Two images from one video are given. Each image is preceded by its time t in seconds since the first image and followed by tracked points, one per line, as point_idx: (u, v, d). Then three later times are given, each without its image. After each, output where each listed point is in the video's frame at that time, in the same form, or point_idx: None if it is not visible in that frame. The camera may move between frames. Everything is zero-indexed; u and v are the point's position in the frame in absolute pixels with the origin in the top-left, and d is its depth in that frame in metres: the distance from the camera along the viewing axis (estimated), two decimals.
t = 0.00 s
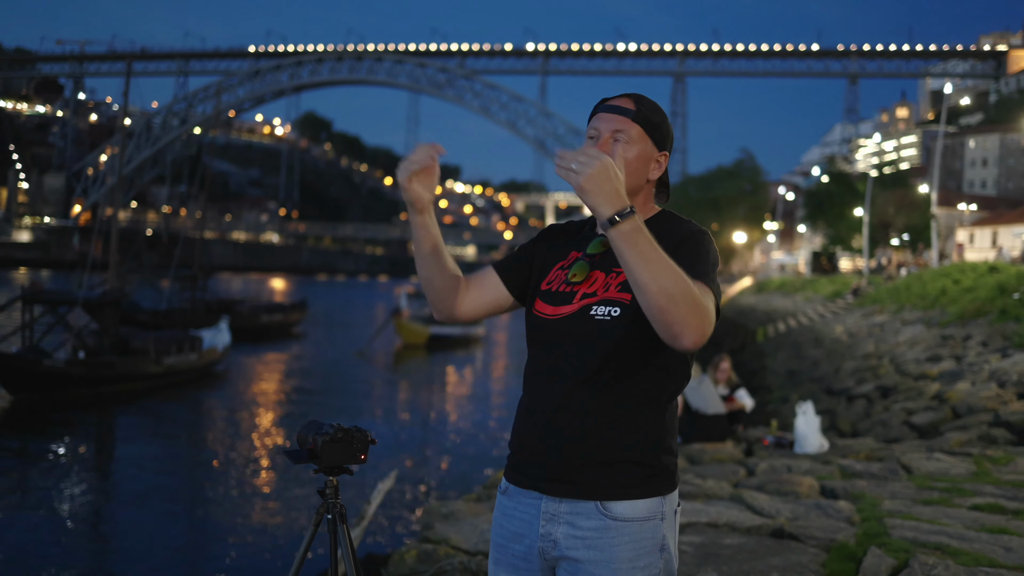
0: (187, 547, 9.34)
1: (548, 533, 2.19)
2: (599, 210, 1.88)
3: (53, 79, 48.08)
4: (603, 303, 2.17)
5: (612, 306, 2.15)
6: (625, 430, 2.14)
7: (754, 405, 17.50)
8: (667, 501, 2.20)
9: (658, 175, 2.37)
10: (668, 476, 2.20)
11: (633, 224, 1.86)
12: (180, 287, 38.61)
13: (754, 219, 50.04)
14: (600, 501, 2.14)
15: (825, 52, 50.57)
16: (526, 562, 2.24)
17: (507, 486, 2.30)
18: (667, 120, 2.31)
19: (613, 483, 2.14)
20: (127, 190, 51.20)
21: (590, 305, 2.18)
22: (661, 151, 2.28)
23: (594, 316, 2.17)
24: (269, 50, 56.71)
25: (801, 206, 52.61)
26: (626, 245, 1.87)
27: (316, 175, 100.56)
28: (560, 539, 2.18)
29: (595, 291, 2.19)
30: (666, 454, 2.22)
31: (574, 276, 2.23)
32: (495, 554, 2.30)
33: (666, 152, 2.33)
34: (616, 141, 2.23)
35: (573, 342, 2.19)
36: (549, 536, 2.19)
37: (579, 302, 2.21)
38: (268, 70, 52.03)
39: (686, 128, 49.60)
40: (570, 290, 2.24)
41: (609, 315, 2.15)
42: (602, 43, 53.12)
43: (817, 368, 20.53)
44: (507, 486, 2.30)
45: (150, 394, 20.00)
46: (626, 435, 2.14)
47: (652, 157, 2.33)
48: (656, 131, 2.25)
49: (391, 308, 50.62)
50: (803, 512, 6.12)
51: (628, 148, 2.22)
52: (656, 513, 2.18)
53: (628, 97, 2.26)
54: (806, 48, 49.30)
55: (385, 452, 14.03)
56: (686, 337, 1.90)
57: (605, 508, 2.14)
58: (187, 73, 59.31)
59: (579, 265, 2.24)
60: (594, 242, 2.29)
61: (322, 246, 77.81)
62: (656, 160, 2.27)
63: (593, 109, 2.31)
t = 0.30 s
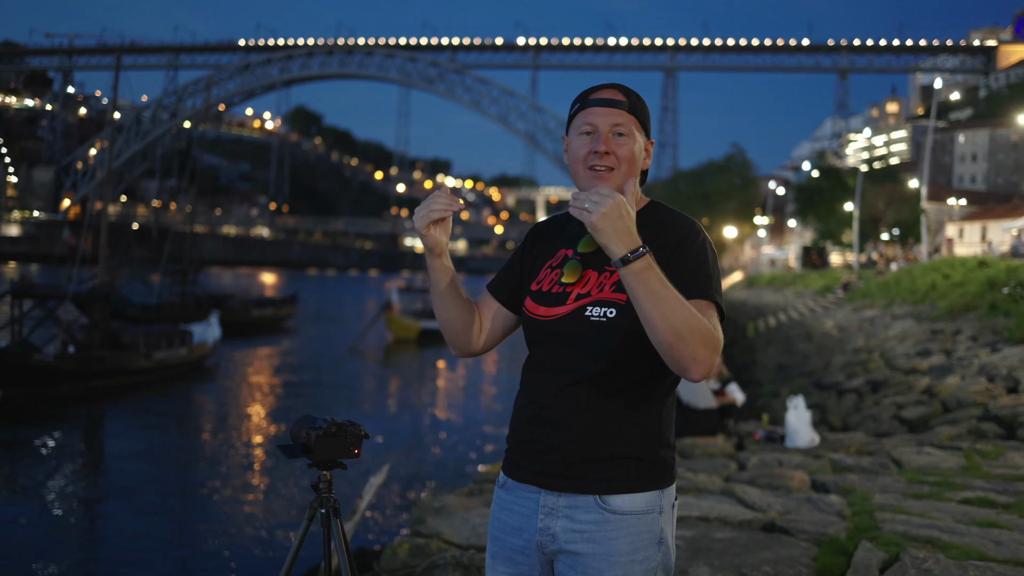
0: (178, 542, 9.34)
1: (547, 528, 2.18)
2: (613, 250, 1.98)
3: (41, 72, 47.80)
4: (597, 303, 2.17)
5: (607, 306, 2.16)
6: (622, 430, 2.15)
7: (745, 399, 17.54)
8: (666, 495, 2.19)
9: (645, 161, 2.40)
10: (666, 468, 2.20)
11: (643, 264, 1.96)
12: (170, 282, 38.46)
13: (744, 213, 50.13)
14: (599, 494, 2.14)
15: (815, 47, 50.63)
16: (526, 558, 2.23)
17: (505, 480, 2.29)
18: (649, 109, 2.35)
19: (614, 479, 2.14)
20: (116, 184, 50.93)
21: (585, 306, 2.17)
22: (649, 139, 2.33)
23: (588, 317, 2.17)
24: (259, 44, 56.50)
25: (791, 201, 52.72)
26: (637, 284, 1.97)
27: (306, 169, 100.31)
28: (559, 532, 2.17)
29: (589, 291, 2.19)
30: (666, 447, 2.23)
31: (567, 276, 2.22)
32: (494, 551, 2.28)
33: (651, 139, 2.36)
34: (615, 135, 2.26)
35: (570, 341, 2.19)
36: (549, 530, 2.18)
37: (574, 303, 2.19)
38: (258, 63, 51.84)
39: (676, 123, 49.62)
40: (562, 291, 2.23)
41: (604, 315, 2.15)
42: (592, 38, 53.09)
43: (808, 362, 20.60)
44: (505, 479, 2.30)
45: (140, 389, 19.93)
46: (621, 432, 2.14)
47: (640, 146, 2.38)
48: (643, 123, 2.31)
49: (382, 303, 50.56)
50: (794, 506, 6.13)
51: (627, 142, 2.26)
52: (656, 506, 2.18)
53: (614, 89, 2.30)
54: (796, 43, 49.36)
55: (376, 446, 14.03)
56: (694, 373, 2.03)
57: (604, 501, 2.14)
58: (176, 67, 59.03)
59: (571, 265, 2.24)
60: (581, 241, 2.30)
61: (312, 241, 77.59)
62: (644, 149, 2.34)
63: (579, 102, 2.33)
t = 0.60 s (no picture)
0: (174, 539, 9.31)
1: (560, 527, 2.19)
2: (625, 271, 1.98)
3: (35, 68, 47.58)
4: (597, 306, 2.17)
5: (607, 309, 2.16)
6: (630, 428, 2.15)
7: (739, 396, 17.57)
8: (676, 489, 2.21)
9: (627, 156, 2.41)
10: (675, 462, 2.21)
11: (657, 282, 1.97)
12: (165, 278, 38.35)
13: (739, 210, 50.15)
14: (613, 491, 2.15)
15: (810, 44, 50.64)
16: (535, 558, 2.23)
17: (511, 481, 2.29)
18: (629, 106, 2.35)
19: (625, 479, 2.15)
20: (110, 180, 50.76)
21: (585, 308, 2.18)
22: (630, 137, 2.34)
23: (590, 322, 2.17)
24: (253, 40, 56.35)
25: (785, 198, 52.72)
26: (650, 302, 1.98)
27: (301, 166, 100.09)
28: (573, 532, 2.18)
29: (588, 294, 2.19)
30: (672, 441, 2.24)
31: (562, 281, 2.22)
32: (502, 549, 2.29)
33: (632, 136, 2.37)
34: (593, 138, 2.27)
35: (568, 344, 2.19)
36: (562, 530, 2.19)
37: (572, 306, 2.20)
38: (252, 59, 51.70)
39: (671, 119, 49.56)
40: (560, 295, 2.23)
41: (605, 318, 2.16)
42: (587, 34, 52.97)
43: (802, 359, 20.62)
44: (512, 480, 2.30)
45: (134, 386, 19.89)
46: (629, 431, 2.15)
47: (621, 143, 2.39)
48: (623, 121, 2.31)
49: (377, 300, 50.57)
50: (790, 503, 6.15)
51: (607, 142, 2.26)
52: (668, 500, 2.19)
53: (590, 89, 2.30)
54: (791, 40, 49.37)
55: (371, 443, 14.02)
56: (707, 378, 2.08)
57: (618, 498, 2.15)
58: (170, 63, 58.86)
59: (566, 268, 2.23)
60: (574, 243, 2.29)
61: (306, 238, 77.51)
62: (625, 145, 2.35)
63: (556, 104, 2.32)
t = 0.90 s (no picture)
0: (170, 539, 9.30)
1: (565, 531, 2.19)
2: (645, 270, 1.98)
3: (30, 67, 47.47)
4: (599, 307, 2.18)
5: (609, 310, 2.17)
6: (631, 431, 2.16)
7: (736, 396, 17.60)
8: (679, 491, 2.22)
9: (623, 157, 2.42)
10: (678, 463, 2.23)
11: (675, 281, 1.99)
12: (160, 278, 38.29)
13: (735, 209, 50.17)
14: (617, 494, 2.16)
15: (806, 43, 50.69)
16: (538, 562, 2.24)
17: (513, 485, 2.30)
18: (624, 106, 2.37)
19: (627, 481, 2.16)
20: (105, 179, 50.67)
21: (585, 310, 2.19)
22: (625, 135, 2.35)
23: (592, 323, 2.18)
24: (249, 38, 56.29)
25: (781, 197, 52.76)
26: (670, 301, 2.00)
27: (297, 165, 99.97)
28: (577, 536, 2.18)
29: (588, 295, 2.20)
30: (674, 443, 2.24)
31: (562, 282, 2.22)
32: (503, 552, 2.29)
33: (628, 134, 2.38)
34: (590, 135, 2.27)
35: (569, 346, 2.20)
36: (566, 533, 2.20)
37: (573, 309, 2.20)
38: (248, 58, 51.65)
39: (667, 118, 49.58)
40: (560, 297, 2.23)
41: (608, 319, 2.17)
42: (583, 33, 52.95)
43: (799, 358, 20.64)
44: (514, 484, 2.30)
45: (129, 385, 19.87)
46: (633, 434, 2.15)
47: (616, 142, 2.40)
48: (619, 119, 2.32)
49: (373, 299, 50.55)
50: (788, 502, 6.16)
51: (605, 140, 2.27)
52: (672, 502, 2.20)
53: (586, 88, 2.31)
54: (787, 38, 49.42)
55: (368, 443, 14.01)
56: (720, 377, 2.11)
57: (623, 501, 2.16)
58: (165, 62, 58.79)
59: (567, 269, 2.23)
60: (573, 243, 2.28)
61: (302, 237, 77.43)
62: (621, 144, 2.35)
63: (552, 104, 2.34)
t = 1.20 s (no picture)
0: (166, 541, 9.29)
1: (559, 535, 2.19)
2: (698, 233, 2.02)
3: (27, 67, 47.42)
4: (600, 305, 2.19)
5: (610, 308, 2.18)
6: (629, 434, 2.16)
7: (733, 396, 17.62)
8: (675, 496, 2.22)
9: (628, 160, 2.42)
10: (675, 466, 2.23)
11: (721, 247, 2.03)
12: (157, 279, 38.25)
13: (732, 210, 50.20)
14: (611, 498, 2.16)
15: (803, 44, 50.70)
16: (534, 565, 2.24)
17: (508, 488, 2.31)
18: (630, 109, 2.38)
19: (623, 484, 2.16)
20: (102, 180, 50.58)
21: (586, 308, 2.20)
22: (630, 137, 2.36)
23: (593, 321, 2.18)
24: (246, 40, 56.25)
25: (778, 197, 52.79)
26: (716, 266, 2.03)
27: (294, 167, 99.91)
28: (572, 540, 2.18)
29: (588, 293, 2.21)
30: (671, 447, 2.24)
31: (563, 280, 2.23)
32: (497, 556, 2.30)
33: (634, 137, 2.38)
34: (595, 134, 2.28)
35: (571, 343, 2.20)
36: (561, 538, 2.19)
37: (573, 307, 2.22)
38: (245, 59, 51.62)
39: (664, 119, 49.60)
40: (560, 296, 2.24)
41: (608, 316, 2.17)
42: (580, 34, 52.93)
43: (796, 359, 20.65)
44: (508, 488, 2.31)
45: (127, 386, 19.86)
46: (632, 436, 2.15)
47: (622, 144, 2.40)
48: (624, 120, 2.33)
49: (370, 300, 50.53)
50: (786, 504, 6.16)
51: (608, 140, 2.28)
52: (667, 507, 2.20)
53: (593, 90, 2.33)
54: (783, 40, 49.43)
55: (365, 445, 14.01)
56: (761, 354, 2.09)
57: (617, 506, 2.16)
58: (162, 63, 58.74)
59: (567, 268, 2.24)
60: (576, 242, 2.29)
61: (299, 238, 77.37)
62: (627, 146, 2.36)
63: (558, 104, 2.35)
